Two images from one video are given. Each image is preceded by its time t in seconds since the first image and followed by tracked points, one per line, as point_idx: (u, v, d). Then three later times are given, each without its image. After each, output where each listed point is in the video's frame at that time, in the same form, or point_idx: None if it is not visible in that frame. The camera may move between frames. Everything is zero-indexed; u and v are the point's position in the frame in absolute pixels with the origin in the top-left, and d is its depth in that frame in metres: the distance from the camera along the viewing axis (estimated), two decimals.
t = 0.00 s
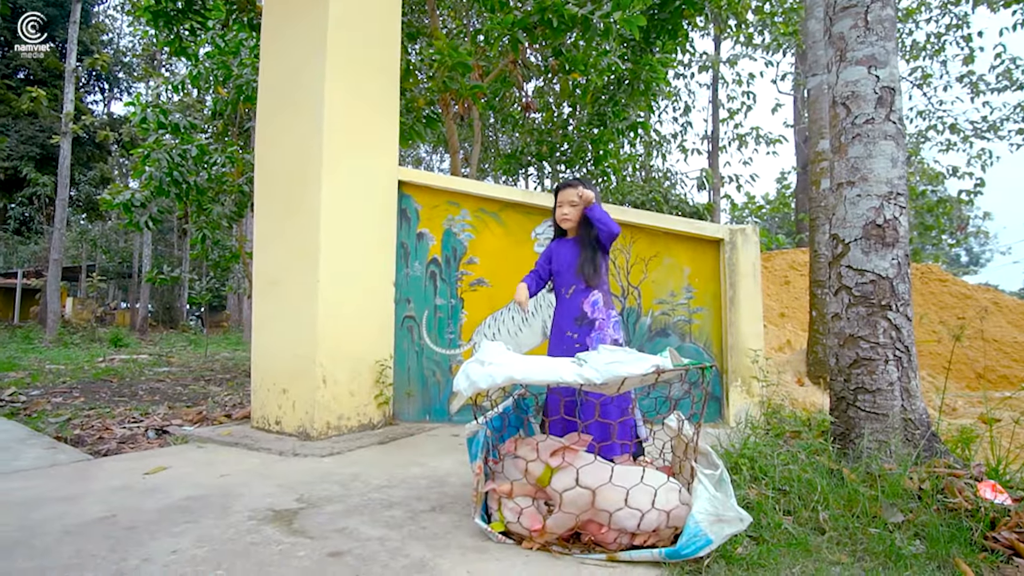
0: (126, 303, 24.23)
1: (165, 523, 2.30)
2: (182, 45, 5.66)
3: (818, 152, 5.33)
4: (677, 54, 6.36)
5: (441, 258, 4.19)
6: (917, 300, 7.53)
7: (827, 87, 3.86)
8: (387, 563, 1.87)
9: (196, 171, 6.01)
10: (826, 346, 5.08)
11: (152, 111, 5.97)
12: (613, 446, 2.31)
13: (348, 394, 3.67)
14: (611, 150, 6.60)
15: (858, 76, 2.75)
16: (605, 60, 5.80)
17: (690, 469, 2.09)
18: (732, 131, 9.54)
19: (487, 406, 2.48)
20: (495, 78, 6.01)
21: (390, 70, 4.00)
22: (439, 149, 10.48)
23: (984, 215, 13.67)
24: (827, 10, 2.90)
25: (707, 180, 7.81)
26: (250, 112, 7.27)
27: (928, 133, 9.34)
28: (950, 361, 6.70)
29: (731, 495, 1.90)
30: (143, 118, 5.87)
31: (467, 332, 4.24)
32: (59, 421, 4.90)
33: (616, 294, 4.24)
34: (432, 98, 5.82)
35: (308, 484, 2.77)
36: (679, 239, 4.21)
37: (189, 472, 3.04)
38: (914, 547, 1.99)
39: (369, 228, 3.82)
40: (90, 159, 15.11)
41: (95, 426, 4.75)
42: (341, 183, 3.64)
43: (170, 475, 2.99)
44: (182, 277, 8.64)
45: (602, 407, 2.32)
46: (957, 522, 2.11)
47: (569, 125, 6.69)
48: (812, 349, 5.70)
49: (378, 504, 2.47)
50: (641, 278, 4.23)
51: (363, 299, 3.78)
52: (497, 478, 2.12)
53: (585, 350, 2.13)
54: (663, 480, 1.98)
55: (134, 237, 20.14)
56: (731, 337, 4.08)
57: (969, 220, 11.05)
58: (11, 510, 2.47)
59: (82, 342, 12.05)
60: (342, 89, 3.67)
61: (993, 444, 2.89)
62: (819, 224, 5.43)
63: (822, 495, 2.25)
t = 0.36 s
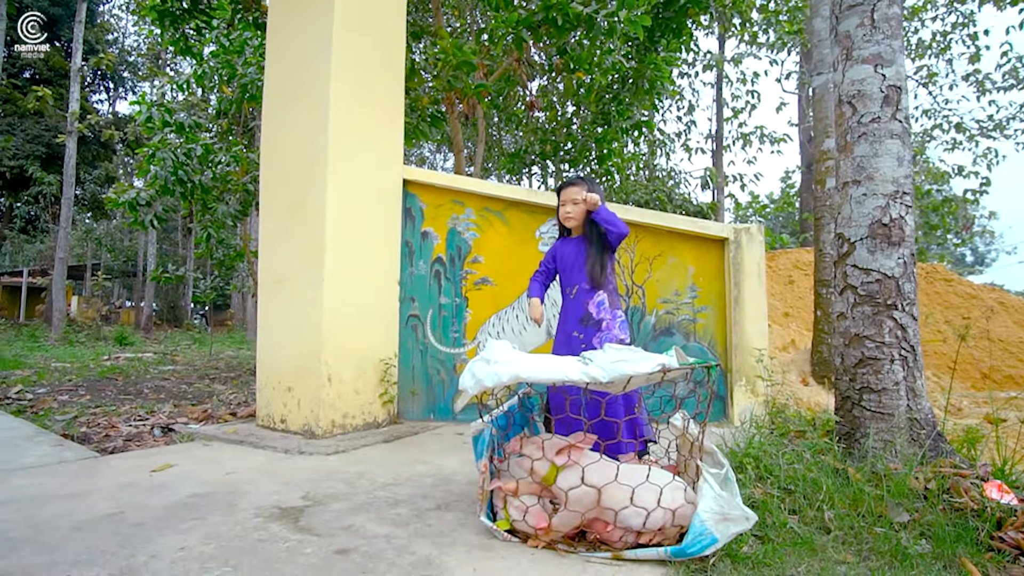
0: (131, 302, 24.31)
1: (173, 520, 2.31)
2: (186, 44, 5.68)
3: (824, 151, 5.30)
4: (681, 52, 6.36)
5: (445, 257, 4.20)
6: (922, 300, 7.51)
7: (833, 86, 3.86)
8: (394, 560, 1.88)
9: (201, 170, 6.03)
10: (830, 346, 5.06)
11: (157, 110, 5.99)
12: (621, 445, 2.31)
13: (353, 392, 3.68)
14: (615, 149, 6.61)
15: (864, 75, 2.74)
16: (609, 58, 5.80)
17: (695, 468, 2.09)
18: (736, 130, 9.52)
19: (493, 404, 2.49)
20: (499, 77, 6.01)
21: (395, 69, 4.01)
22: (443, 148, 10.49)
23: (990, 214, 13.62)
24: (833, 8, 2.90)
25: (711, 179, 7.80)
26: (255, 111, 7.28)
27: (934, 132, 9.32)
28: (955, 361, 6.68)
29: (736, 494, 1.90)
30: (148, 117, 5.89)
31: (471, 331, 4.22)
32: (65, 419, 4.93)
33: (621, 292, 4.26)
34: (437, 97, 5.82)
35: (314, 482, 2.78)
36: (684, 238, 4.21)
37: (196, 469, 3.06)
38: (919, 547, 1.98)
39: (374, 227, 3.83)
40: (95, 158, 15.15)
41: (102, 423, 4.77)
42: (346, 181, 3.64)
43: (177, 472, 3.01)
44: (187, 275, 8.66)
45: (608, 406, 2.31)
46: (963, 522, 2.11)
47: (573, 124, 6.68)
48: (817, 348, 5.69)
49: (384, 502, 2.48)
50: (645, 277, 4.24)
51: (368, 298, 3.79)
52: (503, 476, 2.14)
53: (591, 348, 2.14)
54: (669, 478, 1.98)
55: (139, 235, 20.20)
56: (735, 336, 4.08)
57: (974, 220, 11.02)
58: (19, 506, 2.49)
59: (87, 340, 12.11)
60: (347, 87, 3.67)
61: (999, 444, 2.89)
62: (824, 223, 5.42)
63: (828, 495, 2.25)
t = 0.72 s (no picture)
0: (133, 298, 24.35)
1: (177, 514, 2.32)
2: (189, 40, 5.68)
3: (827, 148, 5.26)
4: (683, 49, 6.35)
5: (447, 254, 4.21)
6: (924, 298, 7.51)
7: (836, 83, 3.86)
8: (397, 554, 1.89)
9: (203, 167, 6.03)
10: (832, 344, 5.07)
11: (159, 106, 5.99)
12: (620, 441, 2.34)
13: (355, 388, 3.69)
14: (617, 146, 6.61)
15: (867, 72, 2.74)
16: (612, 55, 5.80)
17: (696, 464, 2.10)
18: (739, 127, 9.51)
19: (495, 400, 2.49)
20: (502, 74, 6.01)
21: (398, 65, 4.01)
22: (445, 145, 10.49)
23: (992, 212, 13.61)
24: (836, 5, 2.90)
25: (714, 176, 7.80)
26: (256, 107, 7.29)
27: (937, 130, 9.30)
28: (957, 358, 6.69)
29: (738, 489, 1.91)
30: (150, 113, 5.89)
31: (473, 327, 4.22)
32: (69, 414, 4.95)
33: (622, 289, 4.27)
34: (439, 93, 5.82)
35: (317, 477, 2.79)
36: (686, 235, 4.22)
37: (199, 464, 3.07)
38: (920, 543, 2.00)
39: (376, 223, 3.83)
40: (97, 154, 15.16)
41: (105, 418, 4.79)
42: (348, 177, 3.65)
43: (181, 467, 3.02)
44: (189, 271, 8.68)
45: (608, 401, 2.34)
46: (963, 519, 2.11)
47: (575, 121, 6.68)
48: (818, 345, 5.70)
49: (387, 497, 2.50)
50: (647, 274, 4.25)
51: (370, 294, 3.79)
52: (505, 471, 2.15)
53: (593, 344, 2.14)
54: (671, 474, 1.99)
55: (140, 231, 20.21)
56: (737, 333, 4.08)
57: (977, 218, 11.01)
58: (24, 500, 2.51)
59: (89, 336, 12.14)
60: (349, 83, 3.67)
61: (1001, 441, 2.89)
62: (827, 220, 5.41)
63: (829, 492, 2.25)
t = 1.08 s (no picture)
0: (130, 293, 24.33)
1: (177, 507, 2.33)
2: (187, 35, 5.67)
3: (825, 146, 5.28)
4: (683, 46, 6.34)
5: (446, 250, 4.22)
6: (921, 295, 7.54)
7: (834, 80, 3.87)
8: (396, 547, 1.90)
9: (202, 162, 6.02)
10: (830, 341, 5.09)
11: (157, 101, 5.98)
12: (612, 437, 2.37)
13: (354, 383, 3.70)
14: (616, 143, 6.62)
15: (866, 70, 2.75)
16: (612, 52, 5.80)
17: (694, 458, 2.12)
18: (738, 124, 9.51)
19: (495, 395, 2.50)
20: (501, 70, 6.00)
21: (397, 61, 4.01)
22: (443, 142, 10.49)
23: (990, 210, 13.63)
24: (836, 3, 2.91)
25: (712, 174, 7.81)
26: (254, 102, 7.28)
27: (936, 128, 9.31)
28: (953, 356, 6.71)
29: (736, 484, 1.92)
30: (148, 108, 5.88)
31: (472, 323, 4.24)
32: (68, 408, 4.97)
33: (621, 286, 4.26)
34: (438, 90, 5.82)
35: (316, 471, 2.80)
36: (685, 232, 4.23)
37: (199, 458, 3.08)
38: (915, 537, 2.01)
39: (375, 219, 3.84)
40: (94, 149, 15.13)
41: (103, 413, 4.80)
42: (348, 173, 3.66)
43: (180, 461, 3.03)
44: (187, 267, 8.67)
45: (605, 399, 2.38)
46: (958, 514, 2.13)
47: (574, 117, 6.68)
48: (816, 342, 5.72)
49: (386, 491, 2.51)
50: (646, 271, 4.25)
51: (369, 290, 3.80)
52: (504, 466, 2.17)
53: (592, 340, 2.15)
54: (669, 468, 2.00)
55: (138, 227, 20.19)
56: (735, 330, 4.10)
57: (974, 216, 11.04)
58: (25, 494, 2.52)
59: (88, 332, 12.14)
60: (348, 78, 3.68)
61: (996, 437, 2.91)
62: (825, 218, 5.42)
63: (826, 487, 2.27)
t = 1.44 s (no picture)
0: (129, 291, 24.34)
1: (178, 503, 2.35)
2: (185, 32, 5.66)
3: (823, 142, 5.30)
4: (680, 43, 6.35)
5: (446, 247, 4.25)
6: (918, 291, 7.56)
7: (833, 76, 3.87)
8: (396, 541, 1.91)
9: (199, 159, 6.02)
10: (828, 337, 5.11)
11: (154, 98, 5.97)
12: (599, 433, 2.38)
13: (354, 380, 3.71)
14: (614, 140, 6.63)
15: (864, 66, 2.76)
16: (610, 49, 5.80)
17: (693, 452, 2.13)
18: (736, 121, 9.52)
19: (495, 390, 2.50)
20: (499, 66, 6.01)
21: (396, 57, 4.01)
22: (441, 139, 10.49)
23: (988, 207, 13.67)
24: None
25: (710, 171, 7.82)
26: (252, 99, 7.28)
27: (934, 124, 9.33)
28: (950, 352, 6.74)
29: (734, 478, 1.93)
30: (146, 105, 5.88)
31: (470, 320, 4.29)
32: (67, 405, 4.98)
33: (620, 282, 4.27)
34: (437, 86, 5.82)
35: (316, 467, 2.81)
36: (683, 228, 4.24)
37: (199, 455, 3.10)
38: (911, 530, 2.03)
39: (374, 216, 3.84)
40: (91, 146, 15.10)
41: (103, 410, 4.81)
42: (346, 169, 3.66)
43: (180, 457, 3.04)
44: (185, 264, 8.68)
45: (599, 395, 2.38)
46: (954, 507, 2.14)
47: (573, 114, 6.68)
48: (814, 338, 5.74)
49: (386, 487, 2.52)
50: (644, 267, 4.26)
51: (368, 286, 3.80)
52: (504, 461, 2.18)
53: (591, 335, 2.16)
54: (668, 463, 2.02)
55: (135, 224, 20.17)
56: (732, 326, 4.13)
57: (972, 212, 11.07)
58: (26, 489, 2.53)
59: (86, 329, 12.14)
60: (347, 75, 3.68)
61: (992, 432, 2.93)
62: (822, 215, 5.43)
63: (822, 481, 2.28)
